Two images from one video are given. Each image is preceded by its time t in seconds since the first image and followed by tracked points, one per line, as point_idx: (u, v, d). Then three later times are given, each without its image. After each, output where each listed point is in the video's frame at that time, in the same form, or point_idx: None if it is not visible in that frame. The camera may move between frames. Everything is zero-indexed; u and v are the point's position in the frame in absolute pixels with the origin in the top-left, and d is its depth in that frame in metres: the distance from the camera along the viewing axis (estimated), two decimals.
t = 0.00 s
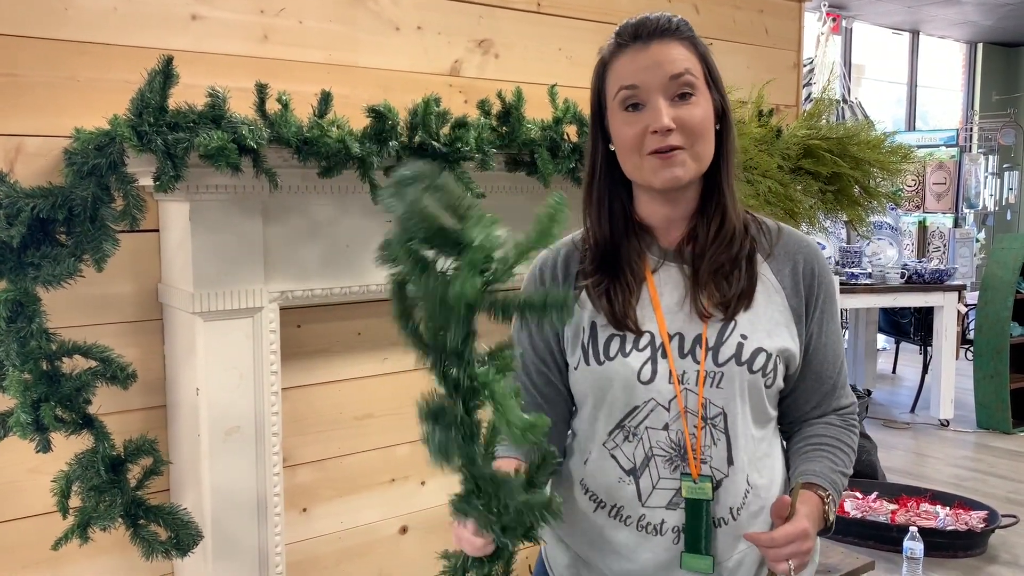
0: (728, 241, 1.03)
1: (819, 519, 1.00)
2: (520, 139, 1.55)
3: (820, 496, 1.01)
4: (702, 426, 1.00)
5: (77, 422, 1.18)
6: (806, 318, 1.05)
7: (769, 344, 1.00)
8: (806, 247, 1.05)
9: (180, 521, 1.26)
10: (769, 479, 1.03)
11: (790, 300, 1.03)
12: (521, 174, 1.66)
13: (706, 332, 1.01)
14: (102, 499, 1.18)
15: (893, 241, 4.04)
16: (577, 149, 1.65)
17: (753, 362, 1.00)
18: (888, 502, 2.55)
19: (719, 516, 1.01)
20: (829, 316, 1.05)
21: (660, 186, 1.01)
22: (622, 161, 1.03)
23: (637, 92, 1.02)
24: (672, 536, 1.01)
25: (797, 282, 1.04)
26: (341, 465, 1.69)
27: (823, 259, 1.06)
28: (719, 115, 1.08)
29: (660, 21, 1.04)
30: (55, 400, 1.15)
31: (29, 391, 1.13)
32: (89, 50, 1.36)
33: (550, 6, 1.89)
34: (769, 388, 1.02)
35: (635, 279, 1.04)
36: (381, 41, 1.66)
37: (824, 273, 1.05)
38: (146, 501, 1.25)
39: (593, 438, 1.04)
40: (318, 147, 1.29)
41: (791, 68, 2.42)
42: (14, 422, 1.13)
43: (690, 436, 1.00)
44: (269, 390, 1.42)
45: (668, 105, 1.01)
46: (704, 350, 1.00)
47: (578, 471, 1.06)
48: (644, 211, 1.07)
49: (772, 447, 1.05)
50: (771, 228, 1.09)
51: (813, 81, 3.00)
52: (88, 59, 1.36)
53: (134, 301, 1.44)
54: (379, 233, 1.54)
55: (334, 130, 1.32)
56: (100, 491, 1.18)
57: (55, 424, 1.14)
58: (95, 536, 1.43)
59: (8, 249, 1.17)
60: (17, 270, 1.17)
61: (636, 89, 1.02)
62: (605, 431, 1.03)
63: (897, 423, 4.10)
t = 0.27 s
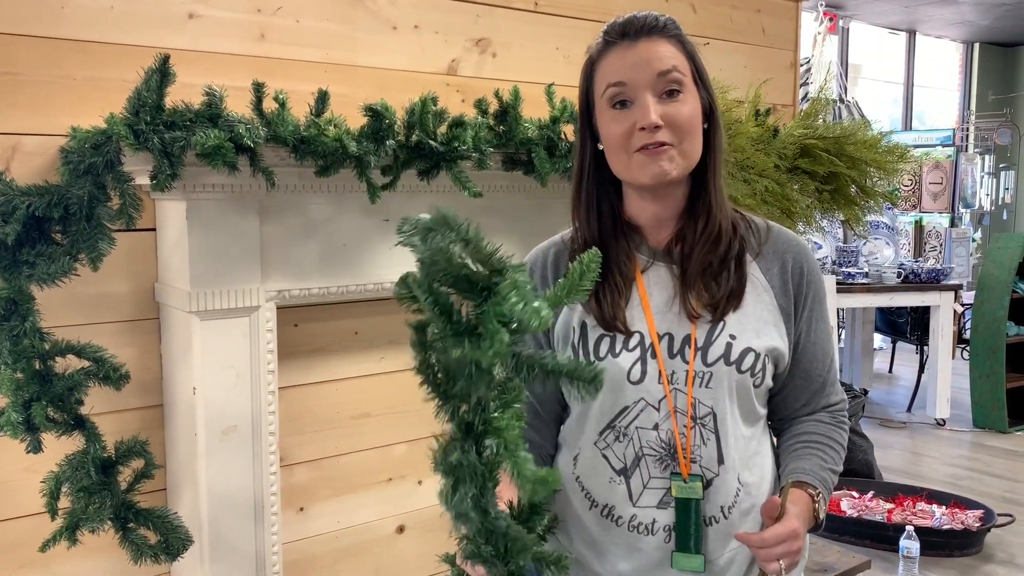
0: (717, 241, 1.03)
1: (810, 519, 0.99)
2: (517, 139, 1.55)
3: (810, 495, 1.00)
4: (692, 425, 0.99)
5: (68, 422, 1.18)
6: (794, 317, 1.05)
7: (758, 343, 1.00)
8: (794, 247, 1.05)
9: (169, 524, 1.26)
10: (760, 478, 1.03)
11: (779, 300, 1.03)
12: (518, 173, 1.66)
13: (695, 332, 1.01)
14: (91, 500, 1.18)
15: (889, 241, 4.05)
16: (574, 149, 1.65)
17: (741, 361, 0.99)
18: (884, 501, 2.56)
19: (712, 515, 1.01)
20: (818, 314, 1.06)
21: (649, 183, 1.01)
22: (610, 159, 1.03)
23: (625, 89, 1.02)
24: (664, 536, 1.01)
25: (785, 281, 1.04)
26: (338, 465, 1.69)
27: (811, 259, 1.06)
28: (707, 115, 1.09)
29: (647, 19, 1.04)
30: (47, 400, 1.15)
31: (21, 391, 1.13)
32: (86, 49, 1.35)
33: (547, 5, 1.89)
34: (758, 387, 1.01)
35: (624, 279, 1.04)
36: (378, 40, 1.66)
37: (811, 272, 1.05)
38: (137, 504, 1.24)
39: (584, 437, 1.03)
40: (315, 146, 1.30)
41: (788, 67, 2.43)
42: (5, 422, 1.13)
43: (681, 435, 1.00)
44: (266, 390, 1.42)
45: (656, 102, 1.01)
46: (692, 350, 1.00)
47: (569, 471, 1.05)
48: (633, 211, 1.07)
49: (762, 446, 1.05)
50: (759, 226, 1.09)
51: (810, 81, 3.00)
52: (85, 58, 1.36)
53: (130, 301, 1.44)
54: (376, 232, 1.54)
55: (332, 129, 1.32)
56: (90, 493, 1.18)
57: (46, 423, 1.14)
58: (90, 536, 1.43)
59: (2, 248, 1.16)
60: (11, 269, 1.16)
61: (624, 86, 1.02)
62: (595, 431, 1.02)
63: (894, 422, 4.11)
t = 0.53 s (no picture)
0: (706, 243, 1.04)
1: (798, 517, 0.99)
2: (513, 140, 1.55)
3: (800, 492, 1.00)
4: (681, 427, 0.99)
5: (67, 424, 1.18)
6: (784, 318, 1.05)
7: (747, 345, 1.00)
8: (784, 247, 1.06)
9: (169, 525, 1.25)
10: (750, 479, 1.03)
11: (769, 301, 1.04)
12: (514, 173, 1.66)
13: (684, 334, 1.01)
14: (90, 502, 1.18)
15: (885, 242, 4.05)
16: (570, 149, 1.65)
17: (730, 363, 1.00)
18: (880, 502, 2.56)
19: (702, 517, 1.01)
20: (808, 315, 1.06)
21: (640, 184, 1.01)
22: (602, 158, 1.04)
23: (619, 87, 1.02)
24: (653, 536, 1.01)
25: (775, 283, 1.04)
26: (335, 466, 1.69)
27: (802, 260, 1.06)
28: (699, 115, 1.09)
29: (642, 19, 1.04)
30: (44, 401, 1.15)
31: (19, 392, 1.14)
32: (82, 49, 1.35)
33: (544, 6, 1.90)
34: (747, 388, 1.01)
35: (614, 282, 1.04)
36: (375, 41, 1.66)
37: (802, 272, 1.05)
38: (137, 505, 1.24)
39: (574, 439, 1.03)
40: (312, 147, 1.30)
41: (784, 68, 2.43)
42: (4, 423, 1.13)
43: (669, 437, 1.00)
44: (263, 391, 1.42)
45: (649, 101, 1.01)
46: (681, 352, 1.00)
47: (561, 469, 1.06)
48: (624, 212, 1.07)
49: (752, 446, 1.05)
50: (749, 226, 1.09)
51: (806, 82, 3.01)
52: (81, 58, 1.35)
53: (126, 301, 1.44)
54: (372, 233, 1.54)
55: (327, 130, 1.32)
56: (89, 494, 1.18)
57: (44, 425, 1.15)
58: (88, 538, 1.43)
59: None
60: (8, 270, 1.16)
61: (618, 84, 1.02)
62: (585, 432, 1.02)
63: (890, 422, 4.12)
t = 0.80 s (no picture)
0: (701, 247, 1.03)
1: (794, 521, 0.99)
2: (512, 142, 1.55)
3: (794, 495, 1.00)
4: (676, 429, 1.00)
5: (70, 426, 1.17)
6: (779, 321, 1.04)
7: (742, 348, 1.00)
8: (778, 250, 1.05)
9: (174, 524, 1.25)
10: (745, 481, 1.03)
11: (764, 304, 1.03)
12: (512, 176, 1.66)
13: (679, 338, 1.01)
14: (95, 503, 1.18)
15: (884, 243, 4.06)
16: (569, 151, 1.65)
17: (725, 367, 0.99)
18: (879, 503, 2.56)
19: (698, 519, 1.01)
20: (802, 317, 1.05)
21: (636, 184, 1.01)
22: (600, 158, 1.03)
23: (621, 87, 1.02)
24: (650, 539, 1.00)
25: (770, 286, 1.04)
26: (334, 468, 1.69)
27: (797, 264, 1.06)
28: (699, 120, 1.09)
29: (646, 21, 1.04)
30: (47, 404, 1.14)
31: (21, 395, 1.13)
32: (80, 51, 1.35)
33: (542, 8, 1.90)
34: (742, 391, 1.01)
35: (609, 284, 1.04)
36: (374, 43, 1.66)
37: (797, 275, 1.05)
38: (141, 505, 1.24)
39: (570, 442, 1.04)
40: (310, 150, 1.30)
41: (781, 70, 2.44)
42: (5, 427, 1.13)
43: (665, 440, 1.00)
44: (261, 393, 1.41)
45: (650, 103, 1.01)
46: (675, 355, 1.00)
47: (556, 471, 1.05)
48: (620, 214, 1.07)
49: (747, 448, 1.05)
50: (744, 229, 1.09)
51: (804, 84, 3.01)
52: (80, 60, 1.35)
53: (125, 304, 1.44)
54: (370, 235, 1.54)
55: (326, 132, 1.32)
56: (93, 495, 1.18)
57: (48, 427, 1.14)
58: (88, 540, 1.43)
59: None
60: (8, 274, 1.16)
61: (620, 85, 1.02)
62: (581, 436, 1.02)
63: (888, 424, 4.12)
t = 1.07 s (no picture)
0: (698, 248, 1.04)
1: (795, 513, 1.01)
2: (512, 144, 1.55)
3: (794, 491, 1.01)
4: (677, 433, 1.00)
5: (67, 427, 1.18)
6: (777, 322, 1.05)
7: (740, 350, 1.00)
8: (774, 250, 1.06)
9: (171, 526, 1.25)
10: (746, 481, 1.03)
11: (761, 305, 1.04)
12: (512, 178, 1.66)
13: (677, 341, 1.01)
14: (91, 504, 1.18)
15: (884, 245, 4.06)
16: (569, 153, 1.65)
17: (723, 369, 1.00)
18: (879, 505, 2.56)
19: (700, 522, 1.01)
20: (799, 317, 1.06)
21: (632, 181, 1.01)
22: (596, 156, 1.03)
23: (620, 86, 1.02)
24: (653, 544, 1.01)
25: (767, 287, 1.04)
26: (334, 470, 1.69)
27: (793, 265, 1.06)
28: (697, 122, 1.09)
29: (648, 20, 1.04)
30: (45, 405, 1.15)
31: (20, 396, 1.13)
32: (81, 54, 1.35)
33: (543, 10, 1.90)
34: (742, 393, 1.01)
35: (605, 286, 1.04)
36: (374, 45, 1.66)
37: (794, 275, 1.05)
38: (137, 507, 1.24)
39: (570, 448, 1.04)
40: (312, 152, 1.30)
41: (782, 72, 2.44)
42: (4, 427, 1.13)
43: (665, 444, 1.00)
44: (262, 395, 1.41)
45: (649, 102, 1.01)
46: (674, 358, 1.00)
47: (558, 478, 1.05)
48: (616, 213, 1.07)
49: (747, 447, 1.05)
50: (739, 229, 1.09)
51: (805, 85, 3.01)
52: (80, 63, 1.36)
53: (125, 306, 1.44)
54: (371, 237, 1.54)
55: (327, 135, 1.32)
56: (90, 497, 1.18)
57: (44, 428, 1.14)
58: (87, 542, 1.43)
59: None
60: (8, 275, 1.16)
61: (619, 83, 1.02)
62: (582, 442, 1.02)
63: (889, 425, 4.12)
